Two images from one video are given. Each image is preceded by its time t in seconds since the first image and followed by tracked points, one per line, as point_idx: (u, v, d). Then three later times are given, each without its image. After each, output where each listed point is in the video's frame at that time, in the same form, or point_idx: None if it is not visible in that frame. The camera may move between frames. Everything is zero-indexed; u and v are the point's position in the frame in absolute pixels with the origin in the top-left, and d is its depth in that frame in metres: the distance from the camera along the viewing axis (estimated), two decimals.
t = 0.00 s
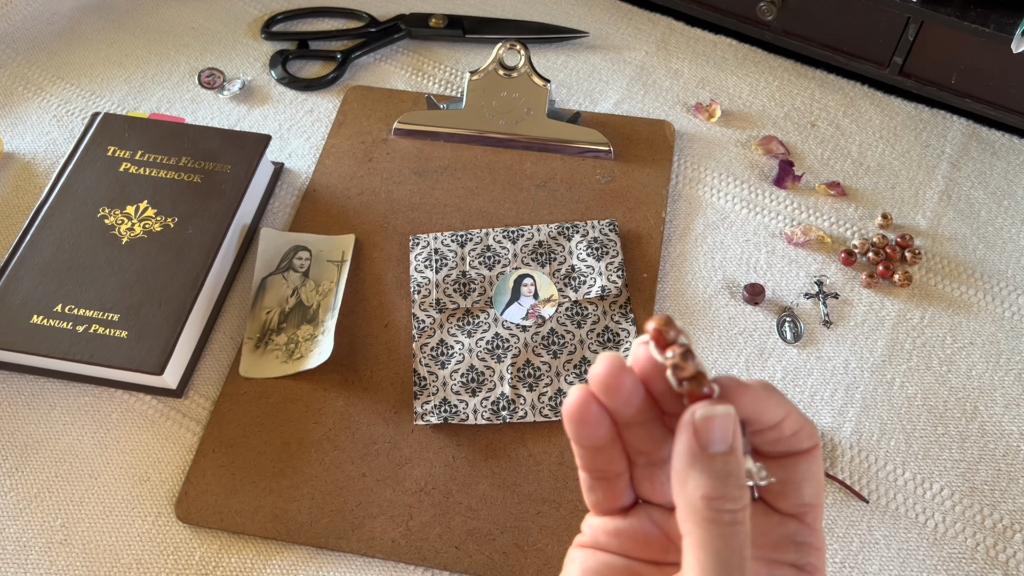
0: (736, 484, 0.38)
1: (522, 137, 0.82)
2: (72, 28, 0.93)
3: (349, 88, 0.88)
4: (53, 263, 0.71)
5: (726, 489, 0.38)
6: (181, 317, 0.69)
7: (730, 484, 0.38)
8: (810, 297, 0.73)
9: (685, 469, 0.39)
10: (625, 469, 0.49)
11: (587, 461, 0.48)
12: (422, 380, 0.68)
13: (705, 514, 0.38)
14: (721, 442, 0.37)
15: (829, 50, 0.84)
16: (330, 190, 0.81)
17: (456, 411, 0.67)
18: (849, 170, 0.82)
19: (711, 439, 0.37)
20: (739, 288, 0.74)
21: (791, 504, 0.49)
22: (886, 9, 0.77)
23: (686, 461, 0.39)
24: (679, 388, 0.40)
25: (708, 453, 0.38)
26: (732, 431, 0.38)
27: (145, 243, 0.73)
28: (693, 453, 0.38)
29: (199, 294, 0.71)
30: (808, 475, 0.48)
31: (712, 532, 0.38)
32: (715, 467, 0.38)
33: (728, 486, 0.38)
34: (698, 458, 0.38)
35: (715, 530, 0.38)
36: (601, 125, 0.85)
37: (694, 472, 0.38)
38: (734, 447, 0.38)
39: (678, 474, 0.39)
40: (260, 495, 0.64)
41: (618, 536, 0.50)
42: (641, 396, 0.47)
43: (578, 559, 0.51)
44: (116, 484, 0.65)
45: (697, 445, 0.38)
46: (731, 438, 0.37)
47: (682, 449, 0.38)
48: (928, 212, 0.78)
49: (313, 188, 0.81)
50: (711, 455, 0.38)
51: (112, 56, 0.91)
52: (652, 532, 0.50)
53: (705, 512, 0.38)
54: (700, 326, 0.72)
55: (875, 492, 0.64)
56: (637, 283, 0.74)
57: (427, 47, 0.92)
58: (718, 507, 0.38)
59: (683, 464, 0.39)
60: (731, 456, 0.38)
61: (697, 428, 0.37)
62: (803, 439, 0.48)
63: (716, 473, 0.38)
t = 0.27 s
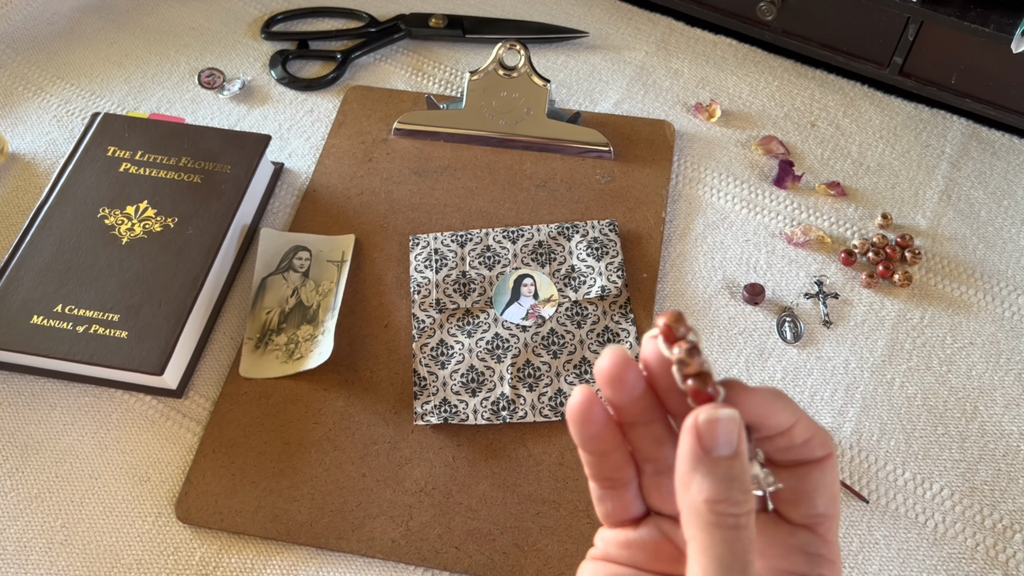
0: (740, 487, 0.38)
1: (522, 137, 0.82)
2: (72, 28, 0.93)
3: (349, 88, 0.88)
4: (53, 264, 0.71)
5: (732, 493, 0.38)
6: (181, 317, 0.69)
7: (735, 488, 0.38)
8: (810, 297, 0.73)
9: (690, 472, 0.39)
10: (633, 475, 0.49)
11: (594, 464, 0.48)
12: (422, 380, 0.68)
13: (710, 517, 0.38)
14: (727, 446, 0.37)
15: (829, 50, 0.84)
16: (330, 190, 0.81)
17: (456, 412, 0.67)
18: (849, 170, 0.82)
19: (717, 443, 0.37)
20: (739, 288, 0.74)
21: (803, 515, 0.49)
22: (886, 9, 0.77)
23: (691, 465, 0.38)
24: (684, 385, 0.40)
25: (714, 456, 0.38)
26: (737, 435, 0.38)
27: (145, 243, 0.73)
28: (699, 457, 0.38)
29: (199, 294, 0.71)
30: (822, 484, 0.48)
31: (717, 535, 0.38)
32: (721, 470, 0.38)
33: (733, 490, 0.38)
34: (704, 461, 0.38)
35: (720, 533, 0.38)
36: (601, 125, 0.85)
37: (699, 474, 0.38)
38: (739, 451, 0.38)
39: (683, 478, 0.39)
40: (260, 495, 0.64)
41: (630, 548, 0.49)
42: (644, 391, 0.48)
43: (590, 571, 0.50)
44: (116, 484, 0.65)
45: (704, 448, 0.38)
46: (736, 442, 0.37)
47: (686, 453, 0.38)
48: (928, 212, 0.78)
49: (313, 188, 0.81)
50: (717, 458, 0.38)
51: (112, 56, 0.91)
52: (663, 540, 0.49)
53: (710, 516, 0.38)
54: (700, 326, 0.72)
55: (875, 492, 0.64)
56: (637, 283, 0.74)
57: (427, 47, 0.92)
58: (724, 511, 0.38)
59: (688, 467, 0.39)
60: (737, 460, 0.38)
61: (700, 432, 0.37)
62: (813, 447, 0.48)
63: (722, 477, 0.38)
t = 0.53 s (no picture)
0: (742, 481, 0.38)
1: (522, 137, 0.82)
2: (72, 27, 0.93)
3: (349, 88, 0.88)
4: (53, 264, 0.71)
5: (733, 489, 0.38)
6: (181, 317, 0.69)
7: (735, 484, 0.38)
8: (810, 297, 0.73)
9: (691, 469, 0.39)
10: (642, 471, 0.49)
11: (603, 457, 0.48)
12: (422, 379, 0.69)
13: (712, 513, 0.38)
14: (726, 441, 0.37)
15: (829, 50, 0.84)
16: (330, 190, 0.81)
17: (456, 412, 0.67)
18: (849, 170, 0.82)
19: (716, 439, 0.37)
20: (739, 288, 0.74)
21: (809, 520, 0.49)
22: (886, 9, 0.77)
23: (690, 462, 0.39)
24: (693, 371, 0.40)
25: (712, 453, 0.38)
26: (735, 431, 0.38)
27: (145, 243, 0.73)
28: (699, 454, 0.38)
29: (199, 294, 0.71)
30: (826, 490, 0.48)
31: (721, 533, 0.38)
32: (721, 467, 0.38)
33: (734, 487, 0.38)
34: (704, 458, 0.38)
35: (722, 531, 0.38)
36: (601, 125, 0.85)
37: (699, 469, 0.38)
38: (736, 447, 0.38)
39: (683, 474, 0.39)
40: (260, 495, 0.64)
41: (641, 548, 0.50)
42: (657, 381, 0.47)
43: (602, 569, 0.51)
44: (116, 484, 0.65)
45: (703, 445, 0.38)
46: (735, 437, 0.38)
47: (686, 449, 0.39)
48: (928, 212, 0.78)
49: (313, 188, 0.81)
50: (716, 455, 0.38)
51: (112, 56, 0.91)
52: (674, 541, 0.49)
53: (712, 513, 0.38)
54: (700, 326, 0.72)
55: (875, 492, 0.64)
56: (637, 283, 0.74)
57: (427, 47, 0.92)
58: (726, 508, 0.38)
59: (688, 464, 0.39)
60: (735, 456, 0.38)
61: (700, 427, 0.37)
62: (818, 445, 0.48)
63: (721, 475, 0.38)
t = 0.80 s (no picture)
0: (748, 464, 0.38)
1: (522, 137, 0.82)
2: (72, 27, 0.93)
3: (349, 88, 0.88)
4: (53, 264, 0.71)
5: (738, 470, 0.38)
6: (181, 317, 0.69)
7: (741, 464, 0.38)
8: (810, 297, 0.73)
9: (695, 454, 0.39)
10: (647, 452, 0.49)
11: (605, 438, 0.48)
12: (422, 379, 0.69)
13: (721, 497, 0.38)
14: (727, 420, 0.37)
15: (829, 50, 0.84)
16: (330, 190, 0.81)
17: (456, 411, 0.67)
18: (849, 170, 0.82)
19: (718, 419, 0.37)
20: (739, 288, 0.74)
21: (819, 496, 0.49)
22: (885, 9, 0.77)
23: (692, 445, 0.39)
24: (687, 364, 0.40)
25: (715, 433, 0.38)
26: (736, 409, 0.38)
27: (145, 243, 0.73)
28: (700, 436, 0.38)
29: (199, 294, 0.71)
30: (835, 466, 0.48)
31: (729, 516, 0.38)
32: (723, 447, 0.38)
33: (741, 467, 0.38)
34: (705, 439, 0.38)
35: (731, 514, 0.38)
36: (601, 125, 0.85)
37: (703, 453, 0.38)
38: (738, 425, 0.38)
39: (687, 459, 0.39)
40: (260, 495, 0.64)
41: (644, 526, 0.50)
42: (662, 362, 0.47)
43: (603, 545, 0.51)
44: (116, 484, 0.65)
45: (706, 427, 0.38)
46: (736, 417, 0.37)
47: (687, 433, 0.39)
48: (928, 212, 0.79)
49: (313, 188, 0.81)
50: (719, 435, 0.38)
51: (112, 57, 0.91)
52: (679, 519, 0.50)
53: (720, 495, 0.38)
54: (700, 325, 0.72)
55: (875, 492, 0.64)
56: (637, 283, 0.74)
57: (427, 47, 0.92)
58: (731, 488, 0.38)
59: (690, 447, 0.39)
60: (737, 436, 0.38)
61: (700, 411, 0.37)
62: (827, 427, 0.47)
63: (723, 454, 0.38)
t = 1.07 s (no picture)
0: (838, 445, 0.36)
1: (522, 137, 0.82)
2: (72, 27, 0.93)
3: (349, 88, 0.88)
4: (53, 263, 0.71)
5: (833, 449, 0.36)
6: (181, 317, 0.69)
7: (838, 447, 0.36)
8: (810, 297, 0.73)
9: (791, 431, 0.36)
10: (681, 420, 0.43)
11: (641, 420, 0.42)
12: (422, 379, 0.69)
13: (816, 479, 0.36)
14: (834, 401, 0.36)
15: (829, 50, 0.84)
16: (330, 190, 0.81)
17: (456, 411, 0.67)
18: (849, 170, 0.82)
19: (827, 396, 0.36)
20: (739, 288, 0.74)
21: (858, 460, 0.44)
22: (886, 9, 0.77)
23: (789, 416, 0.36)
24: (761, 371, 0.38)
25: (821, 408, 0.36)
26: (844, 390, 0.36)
27: (145, 243, 0.73)
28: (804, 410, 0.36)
29: (199, 294, 0.71)
30: (876, 430, 0.43)
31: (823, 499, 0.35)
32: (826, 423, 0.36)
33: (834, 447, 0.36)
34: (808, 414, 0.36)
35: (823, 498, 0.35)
36: (601, 125, 0.85)
37: (796, 432, 0.36)
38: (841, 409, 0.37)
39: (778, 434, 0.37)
40: (260, 495, 0.64)
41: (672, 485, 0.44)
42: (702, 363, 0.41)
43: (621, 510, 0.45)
44: (115, 484, 0.65)
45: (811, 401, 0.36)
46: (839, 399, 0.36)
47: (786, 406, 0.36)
48: (928, 212, 0.78)
49: (313, 188, 0.81)
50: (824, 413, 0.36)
51: (112, 56, 0.91)
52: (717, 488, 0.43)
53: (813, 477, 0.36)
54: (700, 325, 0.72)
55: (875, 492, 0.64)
56: (637, 283, 0.74)
57: (427, 47, 0.92)
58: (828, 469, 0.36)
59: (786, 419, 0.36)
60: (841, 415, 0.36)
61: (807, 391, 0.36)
62: (870, 389, 0.43)
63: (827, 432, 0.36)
